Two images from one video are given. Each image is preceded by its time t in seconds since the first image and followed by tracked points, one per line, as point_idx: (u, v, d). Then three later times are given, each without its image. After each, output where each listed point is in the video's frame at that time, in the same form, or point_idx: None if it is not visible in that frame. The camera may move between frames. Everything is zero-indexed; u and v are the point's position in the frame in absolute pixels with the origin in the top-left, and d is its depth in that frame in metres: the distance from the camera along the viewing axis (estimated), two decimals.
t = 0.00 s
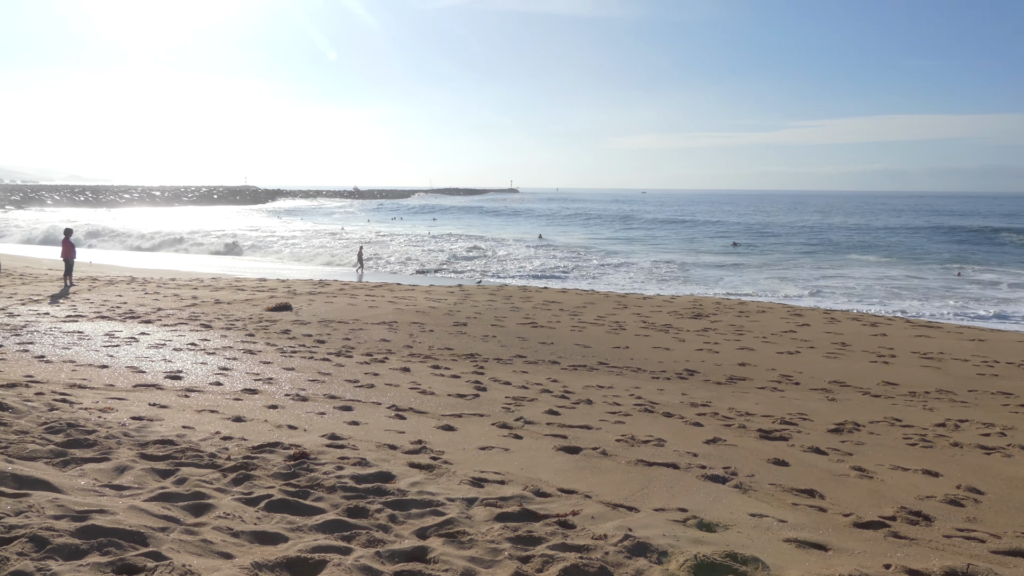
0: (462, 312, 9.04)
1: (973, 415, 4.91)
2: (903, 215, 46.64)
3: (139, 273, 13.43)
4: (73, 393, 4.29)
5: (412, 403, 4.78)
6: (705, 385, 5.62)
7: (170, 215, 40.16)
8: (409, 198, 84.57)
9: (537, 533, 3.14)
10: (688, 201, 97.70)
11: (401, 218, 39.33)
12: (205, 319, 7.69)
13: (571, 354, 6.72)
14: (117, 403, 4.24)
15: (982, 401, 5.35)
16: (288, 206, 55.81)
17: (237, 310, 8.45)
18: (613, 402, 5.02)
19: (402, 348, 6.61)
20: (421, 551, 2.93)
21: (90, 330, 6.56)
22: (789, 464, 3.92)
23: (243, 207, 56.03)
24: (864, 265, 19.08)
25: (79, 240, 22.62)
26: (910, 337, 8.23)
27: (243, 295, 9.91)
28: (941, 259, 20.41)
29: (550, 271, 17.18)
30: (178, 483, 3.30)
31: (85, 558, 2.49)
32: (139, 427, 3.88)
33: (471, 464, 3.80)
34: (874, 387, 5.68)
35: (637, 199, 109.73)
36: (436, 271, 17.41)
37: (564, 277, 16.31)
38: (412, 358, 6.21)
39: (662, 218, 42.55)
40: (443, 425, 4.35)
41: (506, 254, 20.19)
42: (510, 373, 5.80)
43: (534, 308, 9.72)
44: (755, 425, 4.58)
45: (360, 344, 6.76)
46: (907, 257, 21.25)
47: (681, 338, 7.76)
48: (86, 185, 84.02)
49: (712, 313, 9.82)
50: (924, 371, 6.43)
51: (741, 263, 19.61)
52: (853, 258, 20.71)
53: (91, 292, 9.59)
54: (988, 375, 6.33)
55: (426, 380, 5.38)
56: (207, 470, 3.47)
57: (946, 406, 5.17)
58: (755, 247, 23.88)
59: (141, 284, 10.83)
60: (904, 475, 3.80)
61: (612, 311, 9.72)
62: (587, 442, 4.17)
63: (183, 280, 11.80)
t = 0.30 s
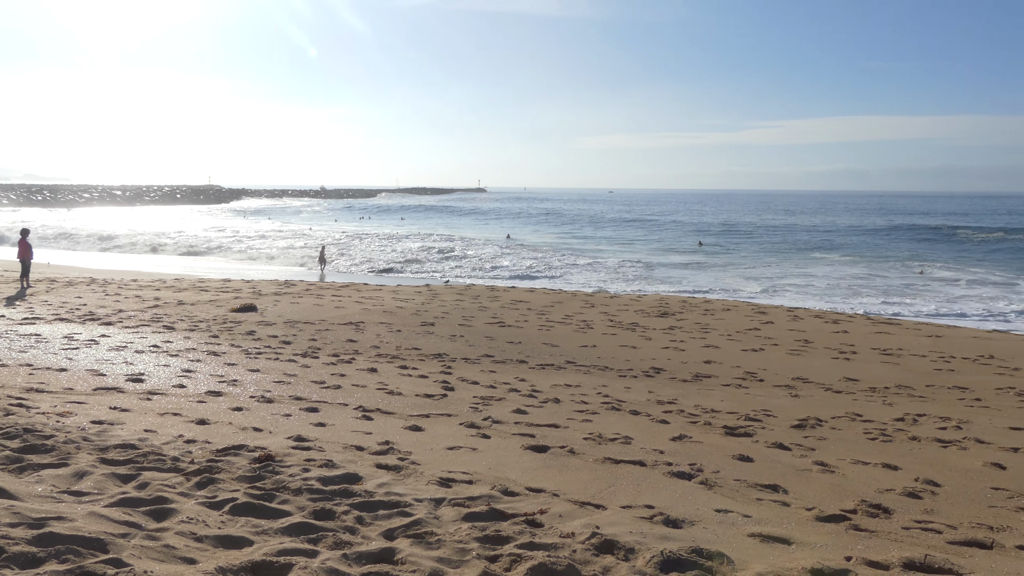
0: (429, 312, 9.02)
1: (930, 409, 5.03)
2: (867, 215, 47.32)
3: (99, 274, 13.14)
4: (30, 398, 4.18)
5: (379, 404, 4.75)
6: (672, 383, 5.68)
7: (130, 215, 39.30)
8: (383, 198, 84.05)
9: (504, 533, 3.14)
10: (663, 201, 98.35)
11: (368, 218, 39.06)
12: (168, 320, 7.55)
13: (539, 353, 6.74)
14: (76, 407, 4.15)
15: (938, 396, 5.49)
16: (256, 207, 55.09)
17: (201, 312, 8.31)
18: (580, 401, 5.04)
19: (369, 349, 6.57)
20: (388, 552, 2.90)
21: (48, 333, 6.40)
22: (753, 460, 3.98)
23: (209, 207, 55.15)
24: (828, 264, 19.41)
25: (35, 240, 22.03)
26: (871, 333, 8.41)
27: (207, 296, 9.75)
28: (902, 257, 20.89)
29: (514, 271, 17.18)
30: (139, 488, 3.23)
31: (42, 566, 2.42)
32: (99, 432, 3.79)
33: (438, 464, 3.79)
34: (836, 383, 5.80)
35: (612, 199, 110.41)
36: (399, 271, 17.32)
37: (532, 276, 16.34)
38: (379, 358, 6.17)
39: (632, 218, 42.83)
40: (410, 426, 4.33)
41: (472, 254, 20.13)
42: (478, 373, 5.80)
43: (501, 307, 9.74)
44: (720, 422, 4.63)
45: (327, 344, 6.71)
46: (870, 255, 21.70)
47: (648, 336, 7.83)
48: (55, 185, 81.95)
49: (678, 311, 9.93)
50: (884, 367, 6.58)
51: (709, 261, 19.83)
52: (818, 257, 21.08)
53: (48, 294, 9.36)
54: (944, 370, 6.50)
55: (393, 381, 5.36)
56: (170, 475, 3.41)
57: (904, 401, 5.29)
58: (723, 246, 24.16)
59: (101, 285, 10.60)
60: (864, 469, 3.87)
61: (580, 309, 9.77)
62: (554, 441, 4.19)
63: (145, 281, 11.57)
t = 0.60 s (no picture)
0: (371, 312, 8.95)
1: (859, 401, 5.22)
2: (805, 216, 48.61)
3: (21, 277, 12.58)
4: None
5: (319, 406, 4.68)
6: (614, 380, 5.76)
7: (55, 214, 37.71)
8: (336, 199, 82.94)
9: (447, 533, 3.12)
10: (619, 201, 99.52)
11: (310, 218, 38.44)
12: (98, 324, 7.28)
13: (482, 352, 6.76)
14: None
15: (867, 387, 5.70)
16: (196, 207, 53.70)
17: (133, 315, 8.05)
18: (523, 399, 5.07)
19: (310, 350, 6.49)
20: (330, 556, 2.86)
21: None
22: (692, 454, 4.05)
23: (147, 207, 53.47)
24: (769, 261, 20.01)
25: None
26: (804, 328, 8.71)
27: (140, 299, 9.45)
28: (838, 254, 21.70)
29: (449, 271, 17.11)
30: (68, 498, 3.11)
31: None
32: (24, 441, 3.63)
33: (381, 465, 3.75)
34: (771, 377, 5.97)
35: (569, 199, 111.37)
36: (327, 271, 17.10)
37: (477, 275, 16.38)
38: (319, 360, 6.09)
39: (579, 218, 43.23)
40: (352, 427, 4.28)
41: (410, 254, 19.98)
42: (420, 373, 5.78)
43: (444, 307, 9.74)
44: (660, 417, 4.71)
45: (266, 346, 6.59)
46: (808, 252, 22.45)
47: (590, 334, 7.94)
48: None
49: (619, 308, 10.10)
50: (816, 360, 6.80)
51: (654, 260, 20.18)
52: (760, 255, 21.68)
53: None
54: (873, 362, 6.76)
55: (334, 382, 5.29)
56: (100, 484, 3.28)
57: (835, 393, 5.47)
58: (668, 245, 24.60)
59: (26, 288, 10.15)
60: (798, 459, 3.98)
61: (523, 308, 9.85)
62: (498, 439, 4.19)
63: (73, 284, 11.13)
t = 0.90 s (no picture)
0: (291, 313, 8.79)
1: (771, 391, 5.43)
2: (721, 215, 50.65)
3: None
4: None
5: (237, 410, 4.56)
6: (537, 377, 5.82)
7: None
8: (273, 198, 80.93)
9: (371, 536, 3.08)
10: (562, 200, 100.25)
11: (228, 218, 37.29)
12: None
13: (405, 352, 6.73)
14: None
15: (779, 378, 5.95)
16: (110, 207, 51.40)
17: (33, 320, 7.63)
18: (447, 398, 5.06)
19: (227, 354, 6.32)
20: (248, 565, 2.77)
21: None
22: (614, 448, 4.12)
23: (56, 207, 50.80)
24: (692, 258, 20.60)
25: None
26: (720, 322, 9.04)
27: (40, 303, 8.97)
28: (757, 251, 22.57)
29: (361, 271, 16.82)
30: None
31: None
32: None
33: (302, 470, 3.68)
34: (690, 371, 6.15)
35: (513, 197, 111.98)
36: (227, 271, 16.52)
37: (401, 274, 16.30)
38: (237, 363, 5.95)
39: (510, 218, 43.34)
40: (271, 432, 4.18)
41: (325, 255, 19.56)
42: (342, 374, 5.71)
43: (367, 307, 9.67)
44: (583, 412, 4.79)
45: (180, 351, 6.38)
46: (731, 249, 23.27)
47: (513, 331, 8.02)
48: None
49: (542, 306, 10.26)
50: (732, 354, 7.05)
51: (582, 259, 20.48)
52: (685, 252, 22.29)
53: None
54: (785, 355, 7.04)
55: (253, 386, 5.17)
56: None
57: (750, 385, 5.68)
58: (596, 244, 24.98)
59: None
60: (715, 450, 4.10)
61: (446, 307, 9.88)
62: (421, 440, 4.17)
63: None
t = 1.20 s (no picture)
0: (178, 318, 8.46)
1: (664, 383, 5.63)
2: (620, 212, 52.42)
3: None
4: None
5: (120, 421, 4.34)
6: (436, 376, 5.83)
7: None
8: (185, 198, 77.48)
9: (267, 545, 2.97)
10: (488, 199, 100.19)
11: (107, 218, 35.24)
12: None
13: (300, 355, 6.61)
14: None
15: (671, 370, 6.19)
16: None
17: None
18: (344, 400, 5.00)
19: (108, 362, 6.02)
20: None
21: None
22: (513, 445, 4.16)
23: None
24: (596, 255, 21.17)
25: None
26: (614, 317, 9.34)
27: None
28: (652, 247, 23.51)
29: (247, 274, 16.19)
30: None
31: None
32: None
33: (191, 481, 3.53)
34: (586, 366, 6.30)
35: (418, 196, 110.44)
36: (86, 276, 15.36)
37: (299, 275, 15.97)
38: (119, 371, 5.67)
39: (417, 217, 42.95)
40: (158, 442, 4.01)
41: (213, 258, 18.73)
42: (234, 380, 5.54)
43: (259, 309, 9.44)
44: (482, 410, 4.82)
45: (54, 360, 6.01)
46: (635, 245, 24.08)
47: (411, 331, 8.02)
48: None
49: (440, 304, 10.31)
50: (625, 347, 7.28)
51: (487, 257, 20.65)
52: (590, 249, 22.87)
53: None
54: (676, 347, 7.32)
55: (137, 395, 4.94)
56: None
57: (643, 377, 5.88)
58: (504, 243, 25.25)
59: None
60: (611, 442, 4.21)
61: (343, 308, 9.78)
62: (318, 444, 4.09)
63: None
